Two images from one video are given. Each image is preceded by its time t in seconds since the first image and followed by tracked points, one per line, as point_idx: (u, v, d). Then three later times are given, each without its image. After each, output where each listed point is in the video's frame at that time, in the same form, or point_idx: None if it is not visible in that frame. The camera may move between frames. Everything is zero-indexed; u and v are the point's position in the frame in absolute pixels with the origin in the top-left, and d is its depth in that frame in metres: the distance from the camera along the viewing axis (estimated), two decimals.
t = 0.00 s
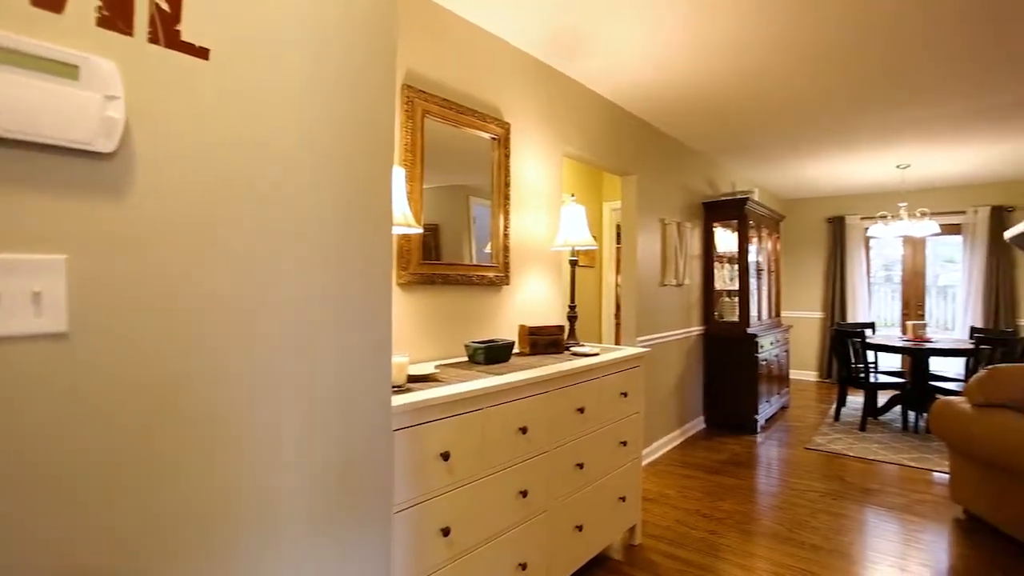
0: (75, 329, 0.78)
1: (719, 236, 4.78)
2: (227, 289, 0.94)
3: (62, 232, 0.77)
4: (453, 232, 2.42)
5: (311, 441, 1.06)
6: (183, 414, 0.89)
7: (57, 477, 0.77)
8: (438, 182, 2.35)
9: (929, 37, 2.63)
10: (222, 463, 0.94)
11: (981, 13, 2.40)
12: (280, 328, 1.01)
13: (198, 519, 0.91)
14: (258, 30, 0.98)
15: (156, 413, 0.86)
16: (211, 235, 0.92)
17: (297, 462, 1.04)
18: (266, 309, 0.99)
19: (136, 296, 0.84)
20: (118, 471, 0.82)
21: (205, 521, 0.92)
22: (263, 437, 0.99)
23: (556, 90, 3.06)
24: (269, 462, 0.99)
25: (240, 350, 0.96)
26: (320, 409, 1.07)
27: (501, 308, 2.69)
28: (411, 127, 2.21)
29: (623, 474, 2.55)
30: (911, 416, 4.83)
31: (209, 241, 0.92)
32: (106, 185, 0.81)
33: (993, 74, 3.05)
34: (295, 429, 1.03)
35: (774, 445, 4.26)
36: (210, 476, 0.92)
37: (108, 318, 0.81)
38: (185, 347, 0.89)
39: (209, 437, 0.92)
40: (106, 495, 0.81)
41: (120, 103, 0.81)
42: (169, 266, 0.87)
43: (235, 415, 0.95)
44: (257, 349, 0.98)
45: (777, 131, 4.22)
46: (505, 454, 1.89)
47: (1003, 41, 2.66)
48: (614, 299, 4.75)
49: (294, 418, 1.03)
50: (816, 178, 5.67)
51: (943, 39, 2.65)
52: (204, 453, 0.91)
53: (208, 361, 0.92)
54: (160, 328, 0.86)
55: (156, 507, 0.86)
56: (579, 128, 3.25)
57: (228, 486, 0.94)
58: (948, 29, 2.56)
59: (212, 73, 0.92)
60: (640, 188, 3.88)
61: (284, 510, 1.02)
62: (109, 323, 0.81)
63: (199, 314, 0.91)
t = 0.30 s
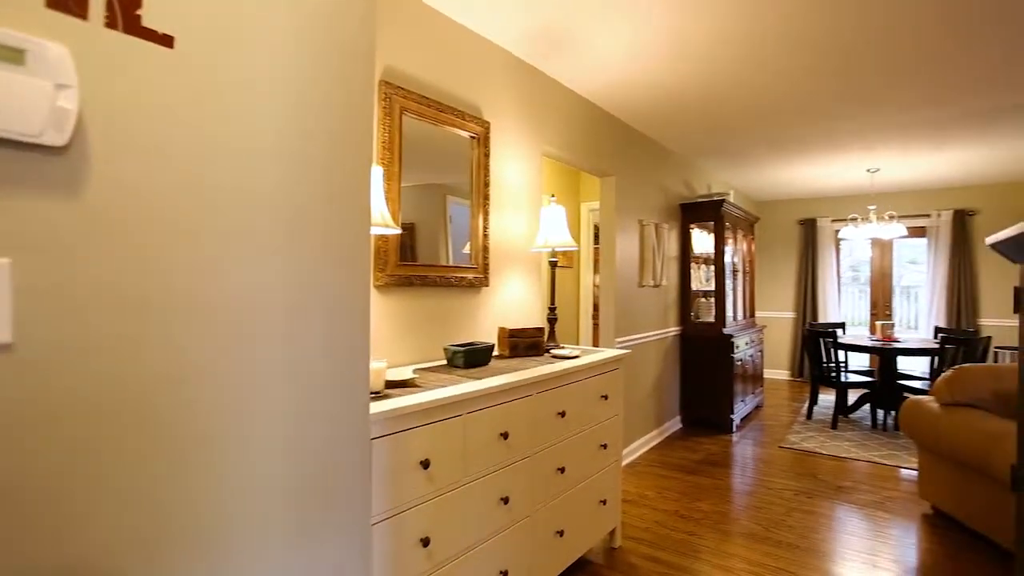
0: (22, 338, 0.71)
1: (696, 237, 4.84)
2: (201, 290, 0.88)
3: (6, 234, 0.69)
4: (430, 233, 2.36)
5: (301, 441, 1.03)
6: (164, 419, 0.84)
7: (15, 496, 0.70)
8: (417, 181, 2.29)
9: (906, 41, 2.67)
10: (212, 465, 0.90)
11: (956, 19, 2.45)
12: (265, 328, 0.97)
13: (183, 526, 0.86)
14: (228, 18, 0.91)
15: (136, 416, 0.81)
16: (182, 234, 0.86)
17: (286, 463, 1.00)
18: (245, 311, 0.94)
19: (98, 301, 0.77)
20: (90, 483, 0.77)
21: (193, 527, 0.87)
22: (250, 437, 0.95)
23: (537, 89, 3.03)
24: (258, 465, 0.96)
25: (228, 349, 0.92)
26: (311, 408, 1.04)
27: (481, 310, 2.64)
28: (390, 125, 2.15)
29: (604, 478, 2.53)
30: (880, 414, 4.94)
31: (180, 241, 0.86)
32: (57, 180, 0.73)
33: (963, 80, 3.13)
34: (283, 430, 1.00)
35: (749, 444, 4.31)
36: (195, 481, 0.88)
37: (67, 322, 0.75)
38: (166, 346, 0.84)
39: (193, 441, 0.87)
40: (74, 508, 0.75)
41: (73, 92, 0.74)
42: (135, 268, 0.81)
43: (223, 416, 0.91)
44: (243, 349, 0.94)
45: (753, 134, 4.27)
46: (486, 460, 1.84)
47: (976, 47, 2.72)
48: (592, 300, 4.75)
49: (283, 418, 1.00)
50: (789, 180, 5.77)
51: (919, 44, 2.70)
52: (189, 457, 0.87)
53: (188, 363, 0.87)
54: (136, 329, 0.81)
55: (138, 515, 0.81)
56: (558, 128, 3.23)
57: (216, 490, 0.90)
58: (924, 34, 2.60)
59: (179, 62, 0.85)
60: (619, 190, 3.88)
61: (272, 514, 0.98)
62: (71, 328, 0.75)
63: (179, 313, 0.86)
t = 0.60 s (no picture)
0: None
1: (674, 237, 4.88)
2: (176, 290, 0.82)
3: None
4: (409, 234, 2.29)
5: (289, 439, 0.99)
6: (146, 424, 0.78)
7: None
8: (395, 180, 2.22)
9: (883, 45, 2.70)
10: (204, 466, 0.85)
11: (932, 25, 2.49)
12: (249, 325, 0.92)
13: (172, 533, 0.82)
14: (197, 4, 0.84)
15: (116, 423, 0.75)
16: (151, 232, 0.79)
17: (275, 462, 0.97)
18: (223, 312, 0.88)
19: (58, 304, 0.70)
20: (67, 494, 0.71)
21: (185, 531, 0.83)
22: (240, 436, 0.91)
23: (518, 88, 2.99)
24: (247, 465, 0.92)
25: (217, 346, 0.87)
26: (300, 405, 1.01)
27: (461, 313, 2.58)
28: (368, 122, 2.08)
29: (586, 481, 2.51)
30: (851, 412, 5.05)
31: (150, 239, 0.79)
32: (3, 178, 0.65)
33: (940, 86, 3.18)
34: (272, 431, 0.96)
35: (725, 444, 4.36)
36: (185, 485, 0.83)
37: (33, 324, 0.68)
38: (147, 346, 0.79)
39: (181, 444, 0.82)
40: (48, 524, 0.69)
41: (20, 80, 0.65)
42: (104, 269, 0.74)
43: (212, 417, 0.87)
44: (228, 347, 0.89)
45: (731, 136, 4.30)
46: (468, 468, 1.79)
47: (952, 53, 2.76)
48: (570, 300, 4.74)
49: (272, 416, 0.96)
50: (764, 183, 5.86)
51: (895, 49, 2.74)
52: (177, 461, 0.82)
53: (171, 364, 0.81)
54: (110, 331, 0.75)
55: (126, 524, 0.76)
56: (539, 128, 3.19)
57: (205, 494, 0.86)
58: (902, 39, 2.63)
59: (141, 47, 0.78)
60: (598, 190, 3.87)
61: (258, 519, 0.93)
62: (31, 334, 0.68)
63: (161, 311, 0.80)
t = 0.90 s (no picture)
0: None
1: (650, 238, 4.92)
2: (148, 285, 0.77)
3: None
4: (385, 235, 2.22)
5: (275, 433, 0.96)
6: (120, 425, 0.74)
7: None
8: (370, 180, 2.15)
9: (856, 50, 2.74)
10: (190, 462, 0.82)
11: (903, 32, 2.53)
12: (226, 320, 0.87)
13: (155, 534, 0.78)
14: None
15: (91, 422, 0.71)
16: (112, 226, 0.73)
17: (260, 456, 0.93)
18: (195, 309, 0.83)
19: (13, 305, 0.64)
20: (27, 496, 0.65)
21: (171, 529, 0.80)
22: (223, 430, 0.87)
23: (496, 86, 2.94)
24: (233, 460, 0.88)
25: (201, 339, 0.83)
26: (285, 398, 0.97)
27: (439, 316, 2.52)
28: (342, 118, 2.00)
29: (566, 486, 2.48)
30: (822, 410, 5.15)
31: (113, 233, 0.73)
32: None
33: (910, 91, 3.25)
34: (249, 432, 0.91)
35: (700, 443, 4.39)
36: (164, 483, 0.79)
37: None
38: (120, 343, 0.74)
39: (158, 442, 0.78)
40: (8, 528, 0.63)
41: None
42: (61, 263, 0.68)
43: (187, 416, 0.81)
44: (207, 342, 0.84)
45: (707, 137, 4.34)
46: (448, 478, 1.74)
47: (922, 59, 2.82)
48: (547, 300, 4.73)
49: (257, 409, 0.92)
50: (737, 184, 5.94)
51: (866, 54, 2.78)
52: (150, 460, 0.77)
53: (146, 359, 0.76)
54: (79, 327, 0.70)
55: (110, 525, 0.73)
56: (517, 127, 3.14)
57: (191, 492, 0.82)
58: (874, 44, 2.67)
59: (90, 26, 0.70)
60: (577, 191, 3.85)
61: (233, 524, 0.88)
62: None
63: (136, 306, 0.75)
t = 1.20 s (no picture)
0: None
1: (622, 238, 4.95)
2: (118, 286, 0.71)
3: None
4: (354, 236, 2.14)
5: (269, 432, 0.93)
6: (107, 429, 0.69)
7: None
8: (338, 179, 2.07)
9: (826, 53, 2.78)
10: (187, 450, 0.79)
11: (871, 35, 2.58)
12: (213, 318, 0.83)
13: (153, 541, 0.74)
14: None
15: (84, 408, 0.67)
16: (77, 221, 0.67)
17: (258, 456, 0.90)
18: (178, 309, 0.78)
19: None
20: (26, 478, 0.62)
21: (172, 533, 0.77)
22: (218, 430, 0.83)
23: (468, 84, 2.89)
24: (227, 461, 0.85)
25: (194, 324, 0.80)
26: (276, 397, 0.94)
27: (410, 319, 2.45)
28: (308, 115, 1.92)
29: (543, 490, 2.45)
30: (790, 406, 5.26)
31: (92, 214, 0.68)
32: None
33: (874, 94, 3.33)
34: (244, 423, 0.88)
35: (674, 442, 4.43)
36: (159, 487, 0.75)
37: None
38: (97, 344, 0.69)
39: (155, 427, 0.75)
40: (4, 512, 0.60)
41: None
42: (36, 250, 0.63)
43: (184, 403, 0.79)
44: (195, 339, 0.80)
45: (679, 138, 4.37)
46: (423, 487, 1.68)
47: (889, 62, 2.88)
48: (520, 300, 4.70)
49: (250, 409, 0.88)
50: (707, 184, 6.01)
51: (835, 57, 2.83)
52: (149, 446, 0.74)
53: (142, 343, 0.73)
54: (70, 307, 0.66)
55: (108, 511, 0.69)
56: (489, 126, 3.10)
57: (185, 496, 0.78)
58: (843, 46, 2.71)
59: (34, 1, 0.62)
60: (549, 191, 3.83)
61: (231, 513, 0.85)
62: None
63: (114, 304, 0.70)
